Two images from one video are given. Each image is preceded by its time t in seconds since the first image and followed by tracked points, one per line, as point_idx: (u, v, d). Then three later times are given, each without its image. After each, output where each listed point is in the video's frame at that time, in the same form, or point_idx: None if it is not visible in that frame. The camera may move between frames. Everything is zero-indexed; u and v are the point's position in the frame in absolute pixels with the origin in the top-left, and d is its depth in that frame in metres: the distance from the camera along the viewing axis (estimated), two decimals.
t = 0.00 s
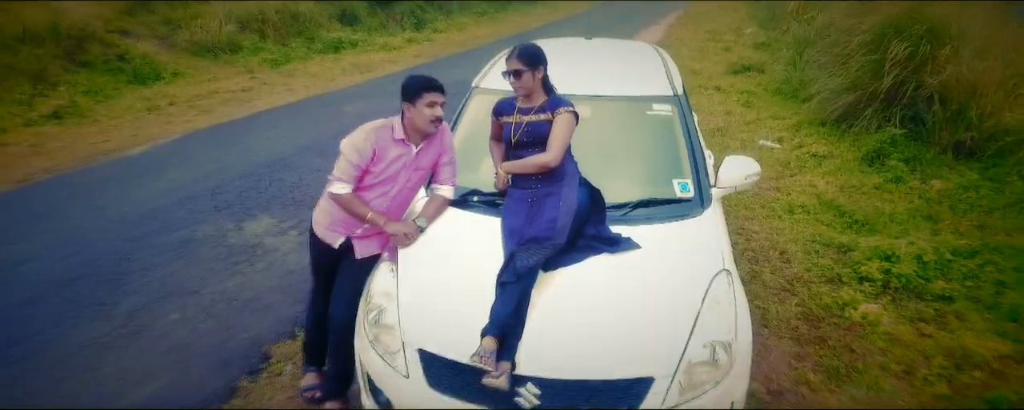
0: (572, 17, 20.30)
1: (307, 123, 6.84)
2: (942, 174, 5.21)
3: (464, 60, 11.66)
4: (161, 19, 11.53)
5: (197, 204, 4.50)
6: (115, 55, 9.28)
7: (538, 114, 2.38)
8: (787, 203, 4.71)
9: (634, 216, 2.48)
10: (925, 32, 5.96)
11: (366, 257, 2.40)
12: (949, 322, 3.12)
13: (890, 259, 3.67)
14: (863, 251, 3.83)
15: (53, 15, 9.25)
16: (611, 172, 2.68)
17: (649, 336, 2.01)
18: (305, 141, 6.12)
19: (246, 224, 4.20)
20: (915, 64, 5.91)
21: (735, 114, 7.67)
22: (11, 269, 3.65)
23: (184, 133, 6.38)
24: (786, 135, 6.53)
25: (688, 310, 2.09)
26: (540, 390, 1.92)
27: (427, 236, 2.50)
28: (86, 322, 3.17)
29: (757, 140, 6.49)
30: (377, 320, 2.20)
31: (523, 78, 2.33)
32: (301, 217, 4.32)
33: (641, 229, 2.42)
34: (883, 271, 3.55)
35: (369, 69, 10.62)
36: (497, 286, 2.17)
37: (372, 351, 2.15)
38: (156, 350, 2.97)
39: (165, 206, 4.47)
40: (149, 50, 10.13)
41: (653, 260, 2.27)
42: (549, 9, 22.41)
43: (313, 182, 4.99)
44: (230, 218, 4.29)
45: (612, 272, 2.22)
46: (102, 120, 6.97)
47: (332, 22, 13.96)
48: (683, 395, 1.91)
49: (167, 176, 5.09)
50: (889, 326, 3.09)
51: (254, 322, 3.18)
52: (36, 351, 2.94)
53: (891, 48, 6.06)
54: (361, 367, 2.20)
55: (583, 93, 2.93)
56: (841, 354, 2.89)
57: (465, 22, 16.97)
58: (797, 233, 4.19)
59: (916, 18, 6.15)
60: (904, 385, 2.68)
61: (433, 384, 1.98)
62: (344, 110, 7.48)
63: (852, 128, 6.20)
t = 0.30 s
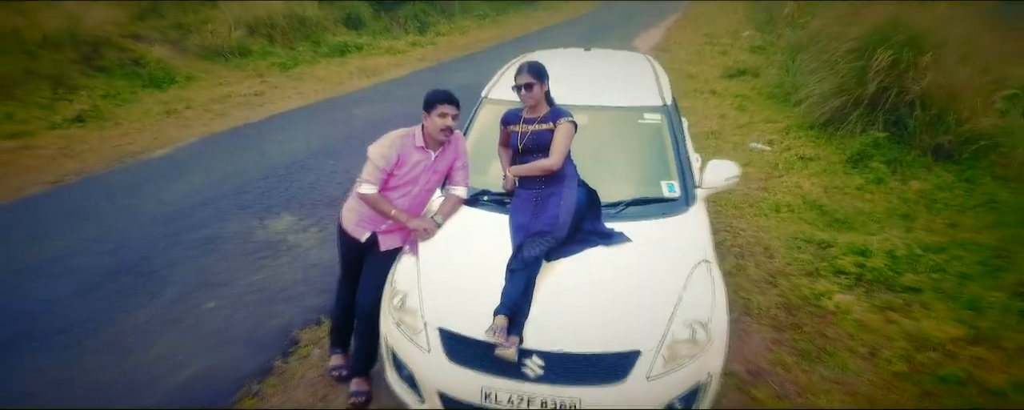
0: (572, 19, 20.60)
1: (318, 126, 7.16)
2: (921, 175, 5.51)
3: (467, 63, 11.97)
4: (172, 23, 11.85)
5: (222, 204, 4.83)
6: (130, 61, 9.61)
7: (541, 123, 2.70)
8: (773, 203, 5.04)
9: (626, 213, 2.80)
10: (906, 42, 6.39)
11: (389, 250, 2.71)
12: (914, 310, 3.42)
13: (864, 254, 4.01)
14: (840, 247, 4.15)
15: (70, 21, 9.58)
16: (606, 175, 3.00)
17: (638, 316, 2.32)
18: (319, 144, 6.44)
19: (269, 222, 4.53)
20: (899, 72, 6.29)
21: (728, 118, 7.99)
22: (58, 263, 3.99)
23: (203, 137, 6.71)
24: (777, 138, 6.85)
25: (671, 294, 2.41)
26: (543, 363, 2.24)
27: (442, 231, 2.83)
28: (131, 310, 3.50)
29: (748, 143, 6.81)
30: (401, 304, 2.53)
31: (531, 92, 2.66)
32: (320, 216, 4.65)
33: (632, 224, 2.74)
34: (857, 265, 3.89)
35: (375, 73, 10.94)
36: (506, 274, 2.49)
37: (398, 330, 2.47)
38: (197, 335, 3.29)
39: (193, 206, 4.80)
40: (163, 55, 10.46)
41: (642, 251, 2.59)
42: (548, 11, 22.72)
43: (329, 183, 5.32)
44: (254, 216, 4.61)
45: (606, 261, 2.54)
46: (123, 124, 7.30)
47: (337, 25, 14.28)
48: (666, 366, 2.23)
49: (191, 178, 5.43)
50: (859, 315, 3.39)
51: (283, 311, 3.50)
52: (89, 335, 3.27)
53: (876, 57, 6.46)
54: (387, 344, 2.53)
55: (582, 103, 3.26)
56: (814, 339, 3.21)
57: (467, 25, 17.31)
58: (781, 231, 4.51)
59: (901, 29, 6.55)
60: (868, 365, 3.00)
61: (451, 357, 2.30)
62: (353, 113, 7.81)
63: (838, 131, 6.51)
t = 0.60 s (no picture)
0: (571, 24, 21.03)
1: (329, 132, 7.58)
2: (895, 179, 5.84)
3: (468, 69, 12.39)
4: (183, 30, 12.24)
5: (245, 206, 5.25)
6: (145, 67, 10.01)
7: (537, 138, 3.11)
8: (754, 205, 5.47)
9: (611, 216, 3.21)
10: (881, 54, 6.81)
11: (405, 248, 3.12)
12: (872, 302, 3.81)
13: (831, 253, 4.44)
14: (811, 246, 4.57)
15: (88, 29, 9.97)
16: (594, 182, 3.41)
17: (619, 304, 2.73)
18: (331, 149, 6.86)
19: (290, 223, 4.95)
20: (874, 82, 6.70)
21: (718, 123, 8.41)
22: (101, 260, 4.40)
23: (221, 142, 7.12)
24: (762, 144, 7.27)
25: (648, 286, 2.82)
26: (539, 343, 2.64)
27: (452, 232, 3.24)
28: (172, 301, 3.91)
29: (736, 148, 7.24)
30: (417, 295, 2.94)
31: (528, 111, 3.06)
32: (336, 218, 5.06)
33: (616, 226, 3.15)
34: (824, 262, 4.31)
35: (380, 79, 11.36)
36: (507, 268, 2.90)
37: (414, 317, 2.88)
38: (232, 323, 3.70)
39: (218, 208, 5.21)
40: (176, 61, 10.86)
41: (624, 249, 3.00)
42: (547, 16, 23.15)
43: (342, 187, 5.73)
44: (275, 218, 5.03)
45: (593, 257, 2.96)
46: (144, 130, 7.70)
47: (342, 31, 14.71)
48: (642, 345, 2.64)
49: (214, 181, 5.84)
50: (820, 306, 3.80)
51: (307, 303, 3.92)
52: (137, 324, 3.68)
53: (854, 67, 6.87)
54: (405, 329, 2.94)
55: (574, 118, 3.67)
56: (780, 327, 3.62)
57: (468, 31, 17.75)
58: (758, 231, 4.92)
59: (878, 40, 6.96)
60: (824, 349, 3.40)
61: (461, 339, 2.72)
62: (360, 119, 8.22)
63: (819, 137, 6.92)
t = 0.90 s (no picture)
0: (570, 28, 21.51)
1: (340, 139, 8.05)
2: (866, 185, 6.30)
3: (470, 76, 12.85)
4: (195, 37, 12.70)
5: (269, 209, 5.75)
6: (162, 75, 10.48)
7: (534, 152, 3.59)
8: (735, 208, 5.94)
9: (598, 220, 3.69)
10: (857, 66, 7.34)
11: (419, 248, 3.59)
12: (832, 295, 4.28)
13: (800, 251, 4.91)
14: (783, 246, 5.05)
15: (108, 39, 10.45)
16: (584, 190, 3.89)
17: (603, 295, 3.20)
18: (343, 156, 7.34)
19: (310, 225, 5.45)
20: (850, 92, 7.21)
21: (707, 130, 8.88)
22: (142, 259, 4.90)
23: (239, 149, 7.60)
24: (747, 150, 7.75)
25: (629, 280, 3.30)
26: (535, 327, 3.11)
27: (459, 234, 3.71)
28: (209, 295, 4.40)
29: (722, 154, 7.71)
30: (431, 288, 3.42)
31: (525, 130, 3.55)
32: (352, 220, 5.56)
33: (602, 228, 3.63)
34: (793, 260, 4.79)
35: (385, 85, 11.84)
36: (508, 265, 3.37)
37: (428, 307, 3.36)
38: (264, 314, 4.19)
39: (244, 211, 5.71)
40: (190, 69, 11.33)
41: (609, 248, 3.48)
42: (546, 21, 23.61)
43: (356, 192, 6.23)
44: (296, 220, 5.53)
45: (582, 256, 3.43)
46: (166, 136, 8.18)
47: (347, 37, 15.18)
48: (622, 330, 3.11)
49: (237, 187, 6.33)
50: (786, 300, 4.27)
51: (330, 296, 4.41)
52: (181, 314, 4.17)
53: (830, 79, 7.41)
54: (420, 317, 3.42)
55: (566, 133, 4.15)
56: (749, 317, 4.09)
57: (469, 36, 18.24)
58: (737, 232, 5.40)
59: (855, 55, 7.51)
60: (786, 336, 3.85)
61: (469, 324, 3.19)
62: (369, 126, 8.70)
63: (800, 144, 7.40)
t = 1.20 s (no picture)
0: (569, 34, 22.04)
1: (350, 149, 8.57)
2: (839, 193, 6.80)
3: (471, 84, 13.37)
4: (207, 47, 13.21)
5: (289, 216, 6.28)
6: (178, 85, 11.00)
7: (530, 170, 4.09)
8: (716, 215, 6.45)
9: (586, 229, 4.21)
10: (833, 81, 7.96)
11: (429, 252, 4.09)
12: (797, 295, 4.79)
13: (772, 255, 5.42)
14: (758, 250, 5.56)
15: (126, 51, 10.98)
16: (574, 202, 4.40)
17: (589, 294, 3.71)
18: (354, 165, 7.86)
19: (327, 231, 5.98)
20: (826, 106, 7.79)
21: (696, 138, 9.39)
22: (177, 261, 5.41)
23: (256, 158, 8.11)
24: (732, 158, 8.27)
25: (612, 281, 3.81)
26: (530, 322, 3.63)
27: (464, 241, 4.21)
28: (241, 294, 4.92)
29: (708, 163, 8.23)
30: (441, 288, 3.94)
31: (522, 150, 4.07)
32: (365, 226, 6.09)
33: (590, 236, 4.15)
34: (765, 263, 5.30)
35: (390, 94, 12.36)
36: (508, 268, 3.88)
37: (438, 305, 3.88)
38: (289, 310, 4.72)
39: (266, 218, 6.23)
40: (204, 78, 11.86)
41: (595, 253, 3.99)
42: (545, 26, 24.12)
43: (368, 199, 6.77)
44: (314, 226, 6.06)
45: (572, 260, 3.95)
46: (186, 145, 8.70)
47: (353, 45, 15.69)
48: (605, 324, 3.63)
49: (257, 194, 6.85)
50: (755, 299, 4.78)
51: (348, 295, 4.93)
52: (217, 311, 4.69)
53: (808, 93, 8.03)
54: (431, 314, 3.94)
55: (559, 150, 4.67)
56: (722, 314, 4.60)
57: (470, 43, 18.77)
58: (717, 237, 5.92)
59: (831, 71, 8.15)
60: (753, 331, 4.37)
61: (473, 320, 3.71)
62: (376, 135, 9.22)
63: (781, 154, 7.91)
